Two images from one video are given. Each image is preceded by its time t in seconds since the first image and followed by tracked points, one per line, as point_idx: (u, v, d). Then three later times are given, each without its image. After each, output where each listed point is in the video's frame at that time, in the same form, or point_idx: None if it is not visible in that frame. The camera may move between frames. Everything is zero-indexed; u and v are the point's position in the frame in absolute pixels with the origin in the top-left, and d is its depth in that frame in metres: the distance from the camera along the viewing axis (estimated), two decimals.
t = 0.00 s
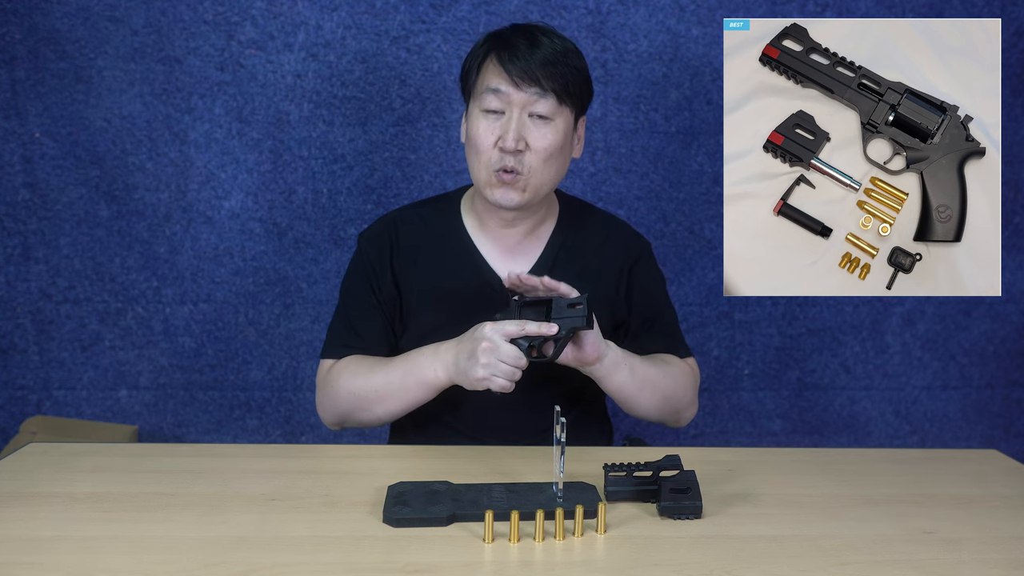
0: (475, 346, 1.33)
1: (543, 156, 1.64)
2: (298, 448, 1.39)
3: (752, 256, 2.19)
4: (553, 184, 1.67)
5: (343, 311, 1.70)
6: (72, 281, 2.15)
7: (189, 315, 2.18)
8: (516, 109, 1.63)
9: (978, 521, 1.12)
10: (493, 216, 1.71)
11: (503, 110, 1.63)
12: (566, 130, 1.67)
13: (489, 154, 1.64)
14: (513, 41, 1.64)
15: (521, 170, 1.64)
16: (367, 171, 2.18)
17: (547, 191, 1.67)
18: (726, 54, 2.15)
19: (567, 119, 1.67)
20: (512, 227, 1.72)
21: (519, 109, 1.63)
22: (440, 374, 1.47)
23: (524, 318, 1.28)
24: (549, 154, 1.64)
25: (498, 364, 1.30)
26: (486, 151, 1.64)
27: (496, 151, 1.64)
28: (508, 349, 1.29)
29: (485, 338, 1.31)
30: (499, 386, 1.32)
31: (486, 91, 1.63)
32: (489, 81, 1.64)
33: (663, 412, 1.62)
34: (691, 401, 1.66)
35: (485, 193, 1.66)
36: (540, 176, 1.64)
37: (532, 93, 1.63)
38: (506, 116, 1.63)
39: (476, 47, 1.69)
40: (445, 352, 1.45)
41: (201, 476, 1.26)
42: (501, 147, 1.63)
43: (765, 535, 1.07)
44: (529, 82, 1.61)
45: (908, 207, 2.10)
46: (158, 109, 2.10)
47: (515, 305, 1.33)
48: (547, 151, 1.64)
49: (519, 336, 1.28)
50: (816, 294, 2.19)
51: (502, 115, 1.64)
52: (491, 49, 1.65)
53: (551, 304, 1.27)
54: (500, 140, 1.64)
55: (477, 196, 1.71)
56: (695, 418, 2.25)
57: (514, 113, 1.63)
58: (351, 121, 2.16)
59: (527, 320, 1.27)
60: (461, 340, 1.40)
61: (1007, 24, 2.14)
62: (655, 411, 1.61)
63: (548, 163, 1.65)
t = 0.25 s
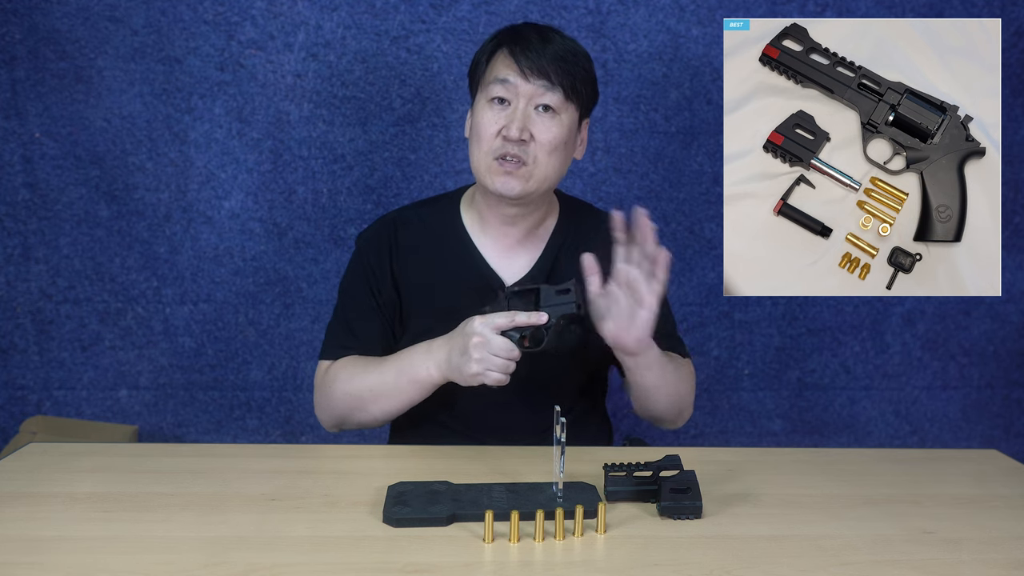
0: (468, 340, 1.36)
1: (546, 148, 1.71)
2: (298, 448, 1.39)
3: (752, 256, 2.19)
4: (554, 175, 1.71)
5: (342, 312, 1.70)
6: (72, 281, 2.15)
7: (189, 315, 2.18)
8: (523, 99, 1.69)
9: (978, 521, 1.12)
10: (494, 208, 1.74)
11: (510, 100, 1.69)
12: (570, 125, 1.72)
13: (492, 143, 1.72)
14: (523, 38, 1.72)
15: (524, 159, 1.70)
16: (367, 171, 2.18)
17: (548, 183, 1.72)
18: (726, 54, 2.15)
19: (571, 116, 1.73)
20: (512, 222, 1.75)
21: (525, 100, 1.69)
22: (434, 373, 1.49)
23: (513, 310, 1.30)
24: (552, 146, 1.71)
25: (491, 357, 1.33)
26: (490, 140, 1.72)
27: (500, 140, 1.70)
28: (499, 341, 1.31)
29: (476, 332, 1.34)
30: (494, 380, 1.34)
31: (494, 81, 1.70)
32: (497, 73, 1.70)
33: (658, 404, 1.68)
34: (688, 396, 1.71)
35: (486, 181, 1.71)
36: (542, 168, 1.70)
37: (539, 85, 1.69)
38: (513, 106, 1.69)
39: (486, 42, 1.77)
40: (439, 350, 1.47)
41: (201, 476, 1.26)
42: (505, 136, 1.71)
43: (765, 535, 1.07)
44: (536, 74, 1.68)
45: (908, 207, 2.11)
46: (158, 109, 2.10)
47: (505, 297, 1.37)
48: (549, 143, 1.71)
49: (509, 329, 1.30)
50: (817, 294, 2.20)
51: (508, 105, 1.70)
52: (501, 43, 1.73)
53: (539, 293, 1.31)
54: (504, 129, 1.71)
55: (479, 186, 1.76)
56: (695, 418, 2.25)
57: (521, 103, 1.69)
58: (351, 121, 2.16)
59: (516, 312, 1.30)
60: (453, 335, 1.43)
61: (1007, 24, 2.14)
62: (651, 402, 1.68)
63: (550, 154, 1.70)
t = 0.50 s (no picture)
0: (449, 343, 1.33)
1: (547, 154, 1.65)
2: (298, 448, 1.39)
3: (752, 256, 2.19)
4: (556, 181, 1.66)
5: (336, 311, 1.69)
6: (72, 281, 2.15)
7: (189, 315, 2.18)
8: (523, 104, 1.64)
9: (978, 521, 1.12)
10: (494, 216, 1.71)
11: (509, 106, 1.64)
12: (571, 130, 1.67)
13: (492, 149, 1.65)
14: (522, 39, 1.65)
15: (524, 166, 1.65)
16: (367, 171, 2.18)
17: (550, 189, 1.67)
18: (726, 54, 2.15)
19: (572, 119, 1.68)
20: (512, 229, 1.72)
21: (525, 105, 1.64)
22: (413, 376, 1.46)
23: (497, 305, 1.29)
24: (553, 152, 1.65)
25: (475, 357, 1.31)
26: (490, 147, 1.65)
27: (500, 147, 1.64)
28: (483, 339, 1.30)
29: (458, 332, 1.31)
30: (479, 380, 1.31)
31: (492, 86, 1.64)
32: (495, 78, 1.64)
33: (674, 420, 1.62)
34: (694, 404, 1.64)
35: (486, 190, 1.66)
36: (543, 174, 1.65)
37: (539, 90, 1.63)
38: (512, 111, 1.64)
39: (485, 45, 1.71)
40: (419, 352, 1.44)
41: (201, 476, 1.26)
42: (505, 143, 1.64)
43: (765, 535, 1.07)
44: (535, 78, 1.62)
45: (908, 207, 2.10)
46: (158, 109, 2.10)
47: (485, 293, 1.33)
48: (551, 149, 1.65)
49: (493, 324, 1.30)
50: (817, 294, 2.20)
51: (508, 112, 1.64)
52: (501, 46, 1.67)
53: (522, 287, 1.29)
54: (504, 136, 1.64)
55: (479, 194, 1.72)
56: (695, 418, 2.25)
57: (521, 109, 1.64)
58: (351, 121, 2.16)
59: (499, 308, 1.29)
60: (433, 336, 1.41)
61: (1007, 24, 2.14)
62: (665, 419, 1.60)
63: (553, 160, 1.65)
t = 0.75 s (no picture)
0: (423, 375, 1.25)
1: (552, 153, 1.65)
2: (298, 448, 1.39)
3: (752, 256, 2.19)
4: (559, 181, 1.67)
5: (334, 310, 1.67)
6: (72, 281, 2.15)
7: (189, 315, 2.18)
8: (528, 102, 1.64)
9: (978, 521, 1.12)
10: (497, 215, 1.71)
11: (515, 104, 1.64)
12: (576, 130, 1.67)
13: (497, 147, 1.65)
14: (528, 38, 1.65)
15: (529, 165, 1.65)
16: (367, 171, 2.18)
17: (554, 188, 1.68)
18: (726, 54, 2.15)
19: (578, 119, 1.68)
20: (515, 229, 1.71)
21: (531, 104, 1.64)
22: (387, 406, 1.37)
23: (471, 333, 1.19)
24: (558, 151, 1.65)
25: (455, 392, 1.23)
26: (494, 145, 1.65)
27: (504, 145, 1.64)
28: (460, 371, 1.22)
29: (432, 366, 1.23)
30: (460, 414, 1.25)
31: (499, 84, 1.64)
32: (501, 75, 1.65)
33: (638, 410, 1.50)
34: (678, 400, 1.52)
35: (489, 188, 1.66)
36: (547, 173, 1.65)
37: (545, 89, 1.64)
38: (518, 109, 1.64)
39: (491, 44, 1.71)
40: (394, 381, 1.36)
41: (201, 476, 1.26)
42: (510, 141, 1.64)
43: (765, 535, 1.07)
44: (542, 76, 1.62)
45: (908, 207, 2.11)
46: (158, 109, 2.10)
47: (455, 316, 1.21)
48: (555, 148, 1.65)
49: (468, 355, 1.20)
50: (817, 294, 2.20)
51: (513, 110, 1.64)
52: (507, 44, 1.67)
53: (495, 308, 1.18)
54: (509, 134, 1.64)
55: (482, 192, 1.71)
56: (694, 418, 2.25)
57: (526, 108, 1.64)
58: (350, 121, 2.16)
59: (473, 334, 1.19)
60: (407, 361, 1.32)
61: (1007, 24, 2.14)
62: (626, 411, 1.50)
63: (557, 159, 1.66)
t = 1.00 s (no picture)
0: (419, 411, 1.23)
1: (547, 158, 1.64)
2: (298, 449, 1.39)
3: (752, 256, 2.19)
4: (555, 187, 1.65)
5: (327, 319, 1.68)
6: (72, 281, 2.15)
7: (189, 315, 2.18)
8: (523, 107, 1.63)
9: (978, 521, 1.12)
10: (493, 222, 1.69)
11: (509, 109, 1.62)
12: (572, 134, 1.66)
13: (491, 153, 1.64)
14: (523, 42, 1.64)
15: (524, 171, 1.63)
16: (367, 171, 2.18)
17: (549, 195, 1.66)
18: (726, 54, 2.15)
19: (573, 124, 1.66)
20: (511, 237, 1.69)
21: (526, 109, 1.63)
22: (384, 433, 1.31)
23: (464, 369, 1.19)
24: (553, 156, 1.64)
25: (452, 428, 1.22)
26: (489, 150, 1.64)
27: (499, 150, 1.63)
28: (457, 406, 1.21)
29: (428, 404, 1.22)
30: (460, 450, 1.23)
31: (493, 89, 1.63)
32: (496, 80, 1.63)
33: (610, 438, 1.41)
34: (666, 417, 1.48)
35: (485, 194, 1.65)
36: (542, 179, 1.63)
37: (540, 94, 1.62)
38: (513, 115, 1.63)
39: (485, 47, 1.70)
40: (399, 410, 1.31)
41: (201, 476, 1.26)
42: (505, 146, 1.63)
43: (765, 535, 1.07)
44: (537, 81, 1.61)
45: (908, 207, 2.10)
46: (158, 109, 2.10)
47: (449, 350, 1.22)
48: (551, 153, 1.64)
49: (464, 390, 1.20)
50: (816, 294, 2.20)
51: (508, 115, 1.63)
52: (503, 48, 1.66)
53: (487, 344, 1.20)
54: (504, 139, 1.63)
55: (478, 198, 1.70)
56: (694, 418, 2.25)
57: (521, 113, 1.62)
58: (351, 121, 2.16)
59: (467, 370, 1.19)
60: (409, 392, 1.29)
61: (1007, 24, 2.14)
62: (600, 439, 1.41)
63: (552, 165, 1.64)
